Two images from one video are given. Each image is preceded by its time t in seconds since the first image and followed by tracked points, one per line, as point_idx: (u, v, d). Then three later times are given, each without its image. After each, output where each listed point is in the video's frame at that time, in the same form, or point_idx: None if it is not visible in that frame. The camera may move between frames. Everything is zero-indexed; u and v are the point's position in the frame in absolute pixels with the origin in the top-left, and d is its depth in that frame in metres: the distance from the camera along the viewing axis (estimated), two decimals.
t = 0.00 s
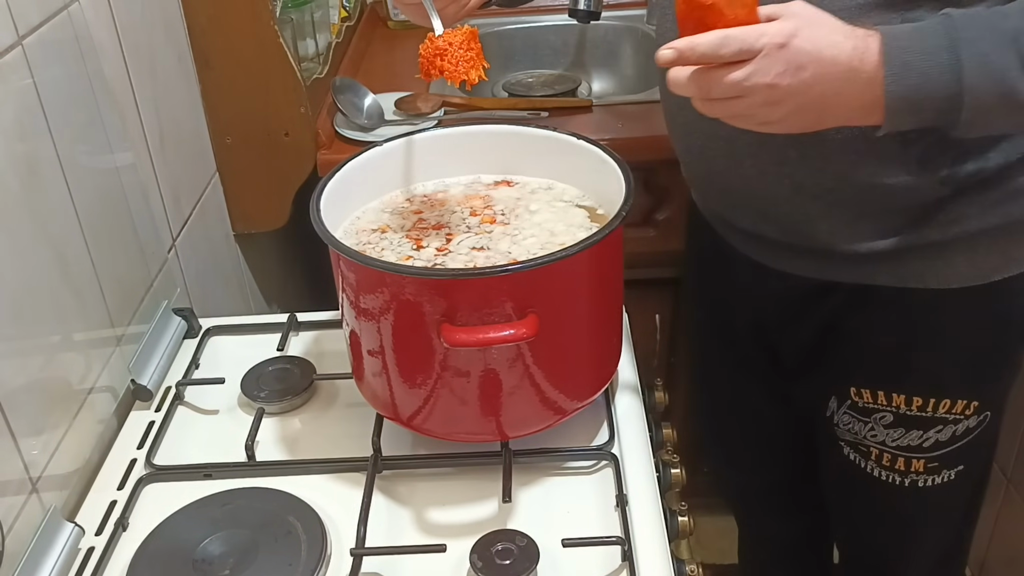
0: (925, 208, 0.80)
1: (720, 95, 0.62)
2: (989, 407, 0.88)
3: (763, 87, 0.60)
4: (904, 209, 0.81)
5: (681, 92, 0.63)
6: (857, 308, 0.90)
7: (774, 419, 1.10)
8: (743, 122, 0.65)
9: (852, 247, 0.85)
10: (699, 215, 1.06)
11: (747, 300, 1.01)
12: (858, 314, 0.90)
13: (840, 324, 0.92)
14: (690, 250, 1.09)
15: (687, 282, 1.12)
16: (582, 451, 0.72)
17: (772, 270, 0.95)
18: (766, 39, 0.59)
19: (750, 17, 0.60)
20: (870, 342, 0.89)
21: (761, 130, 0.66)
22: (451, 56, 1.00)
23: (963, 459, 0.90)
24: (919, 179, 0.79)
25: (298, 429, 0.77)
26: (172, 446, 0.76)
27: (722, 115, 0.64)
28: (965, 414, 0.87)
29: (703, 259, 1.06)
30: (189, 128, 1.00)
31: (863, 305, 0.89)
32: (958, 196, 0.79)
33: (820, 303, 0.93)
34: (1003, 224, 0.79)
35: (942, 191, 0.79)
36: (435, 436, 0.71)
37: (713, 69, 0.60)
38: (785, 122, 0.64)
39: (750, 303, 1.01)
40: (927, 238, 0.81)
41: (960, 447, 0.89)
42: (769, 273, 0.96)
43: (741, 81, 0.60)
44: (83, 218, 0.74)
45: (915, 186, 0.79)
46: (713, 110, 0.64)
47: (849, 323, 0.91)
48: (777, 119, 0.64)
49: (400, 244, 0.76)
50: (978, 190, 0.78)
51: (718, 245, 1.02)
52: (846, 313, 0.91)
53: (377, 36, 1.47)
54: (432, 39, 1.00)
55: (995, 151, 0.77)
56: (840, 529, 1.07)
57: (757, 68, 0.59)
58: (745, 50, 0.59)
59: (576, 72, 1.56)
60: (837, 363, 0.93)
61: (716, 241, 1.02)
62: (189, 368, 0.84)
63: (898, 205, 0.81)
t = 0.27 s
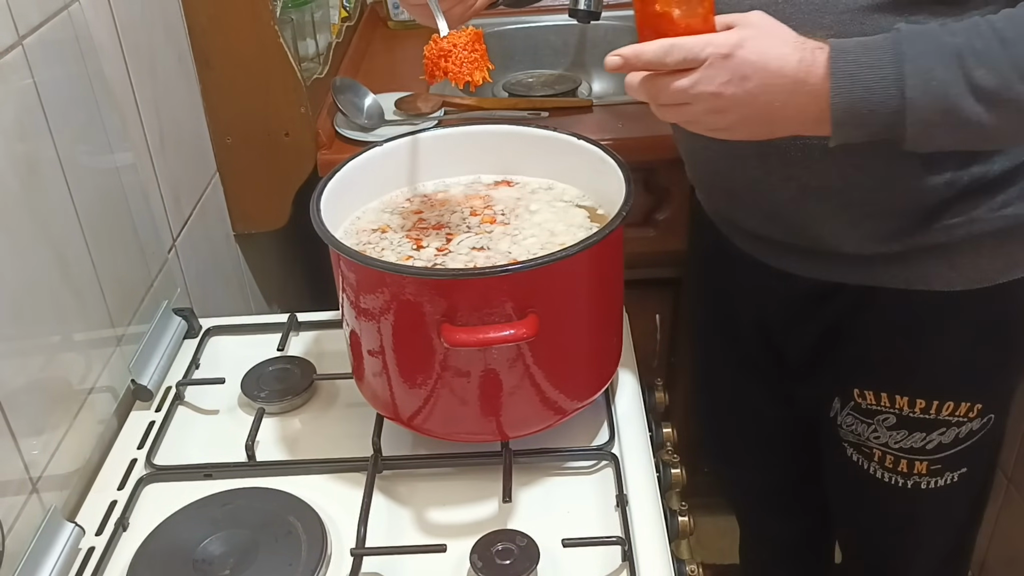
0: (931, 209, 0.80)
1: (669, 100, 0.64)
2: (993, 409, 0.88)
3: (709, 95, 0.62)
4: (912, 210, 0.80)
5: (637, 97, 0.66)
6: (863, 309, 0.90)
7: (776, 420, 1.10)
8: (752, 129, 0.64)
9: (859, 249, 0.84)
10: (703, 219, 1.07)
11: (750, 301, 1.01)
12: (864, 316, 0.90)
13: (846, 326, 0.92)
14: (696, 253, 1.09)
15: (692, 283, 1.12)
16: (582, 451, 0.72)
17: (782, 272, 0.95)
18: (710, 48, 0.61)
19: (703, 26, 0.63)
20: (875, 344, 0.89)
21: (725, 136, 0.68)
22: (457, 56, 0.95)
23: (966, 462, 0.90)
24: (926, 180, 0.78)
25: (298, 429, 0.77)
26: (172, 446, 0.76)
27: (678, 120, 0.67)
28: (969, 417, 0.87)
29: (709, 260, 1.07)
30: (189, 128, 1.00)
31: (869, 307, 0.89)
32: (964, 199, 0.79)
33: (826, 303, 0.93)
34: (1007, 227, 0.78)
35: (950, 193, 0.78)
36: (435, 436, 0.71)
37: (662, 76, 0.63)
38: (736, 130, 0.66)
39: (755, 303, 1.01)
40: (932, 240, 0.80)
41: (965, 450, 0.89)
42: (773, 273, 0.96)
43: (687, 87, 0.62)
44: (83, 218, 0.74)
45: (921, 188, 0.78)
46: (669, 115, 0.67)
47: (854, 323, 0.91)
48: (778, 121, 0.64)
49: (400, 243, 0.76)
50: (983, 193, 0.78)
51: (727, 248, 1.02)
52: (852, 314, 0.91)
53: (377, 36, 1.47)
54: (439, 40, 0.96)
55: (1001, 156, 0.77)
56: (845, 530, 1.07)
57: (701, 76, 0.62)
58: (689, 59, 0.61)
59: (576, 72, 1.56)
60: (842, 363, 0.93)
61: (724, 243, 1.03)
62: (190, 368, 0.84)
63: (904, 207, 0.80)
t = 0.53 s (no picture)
0: (931, 211, 0.79)
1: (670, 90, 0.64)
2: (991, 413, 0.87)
3: (710, 84, 0.63)
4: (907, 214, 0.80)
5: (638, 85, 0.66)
6: (865, 311, 0.90)
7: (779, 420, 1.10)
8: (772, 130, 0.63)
9: (857, 251, 0.84)
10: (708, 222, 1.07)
11: (751, 301, 1.01)
12: (865, 317, 0.90)
13: (845, 327, 0.92)
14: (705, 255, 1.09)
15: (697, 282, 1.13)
16: (582, 452, 0.72)
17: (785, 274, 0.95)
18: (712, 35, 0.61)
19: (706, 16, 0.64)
20: (875, 346, 0.89)
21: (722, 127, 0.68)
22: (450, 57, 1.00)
23: (965, 465, 0.90)
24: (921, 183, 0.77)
25: (298, 429, 0.77)
26: (172, 446, 0.76)
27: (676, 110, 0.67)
28: (967, 420, 0.87)
29: (713, 260, 1.07)
30: (189, 129, 1.00)
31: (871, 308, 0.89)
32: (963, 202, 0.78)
33: (827, 304, 0.93)
34: (1008, 230, 0.78)
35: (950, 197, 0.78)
36: (435, 437, 0.71)
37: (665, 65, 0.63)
38: (734, 120, 0.66)
39: (758, 304, 1.01)
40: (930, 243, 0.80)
41: (963, 452, 0.89)
42: (775, 274, 0.96)
43: (689, 75, 0.63)
44: (83, 218, 0.74)
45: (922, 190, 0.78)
46: (666, 104, 0.67)
47: (855, 324, 0.91)
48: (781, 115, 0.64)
49: (400, 243, 0.76)
50: (982, 196, 0.77)
51: (730, 250, 1.02)
52: (854, 314, 0.91)
53: (377, 36, 1.47)
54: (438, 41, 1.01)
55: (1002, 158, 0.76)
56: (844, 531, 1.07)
57: (704, 64, 0.62)
58: (691, 46, 0.62)
59: (576, 72, 1.56)
60: (844, 364, 0.93)
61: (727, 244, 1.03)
62: (190, 368, 0.84)
63: (904, 209, 0.79)
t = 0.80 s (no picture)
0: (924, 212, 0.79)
1: (728, 107, 0.62)
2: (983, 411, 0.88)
3: (772, 100, 0.61)
4: (902, 214, 0.80)
5: (689, 102, 0.63)
6: (860, 311, 0.89)
7: (785, 423, 1.09)
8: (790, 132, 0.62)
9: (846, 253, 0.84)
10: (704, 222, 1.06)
11: (748, 299, 1.01)
12: (861, 318, 0.89)
13: (839, 326, 0.92)
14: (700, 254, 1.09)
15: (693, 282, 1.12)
16: (583, 451, 0.72)
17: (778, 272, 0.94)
18: (771, 50, 0.59)
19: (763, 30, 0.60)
20: (870, 347, 0.89)
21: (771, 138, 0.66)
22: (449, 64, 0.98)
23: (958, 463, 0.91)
24: (916, 183, 0.78)
25: (298, 429, 0.77)
26: (173, 446, 0.76)
27: (732, 125, 0.64)
28: (958, 418, 0.88)
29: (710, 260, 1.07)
30: (190, 129, 1.00)
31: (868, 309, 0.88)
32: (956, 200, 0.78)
33: (823, 304, 0.93)
34: (1002, 229, 0.78)
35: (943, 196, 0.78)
36: (436, 437, 0.71)
37: (723, 82, 0.60)
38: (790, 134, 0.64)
39: (756, 304, 1.01)
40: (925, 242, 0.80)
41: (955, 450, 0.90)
42: (770, 274, 0.96)
43: (750, 92, 0.60)
44: (83, 219, 0.74)
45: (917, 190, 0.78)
46: (720, 121, 0.64)
47: (851, 325, 0.91)
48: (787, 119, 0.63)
49: (401, 243, 0.76)
50: (975, 195, 0.78)
51: (726, 250, 1.02)
52: (852, 315, 0.91)
53: (378, 36, 1.47)
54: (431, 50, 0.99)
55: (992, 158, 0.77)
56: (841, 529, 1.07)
57: (765, 81, 0.60)
58: (751, 62, 0.59)
59: (576, 72, 1.56)
60: (838, 365, 0.93)
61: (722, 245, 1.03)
62: (190, 368, 0.84)
63: (905, 210, 0.79)
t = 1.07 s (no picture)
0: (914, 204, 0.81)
1: (774, 109, 0.62)
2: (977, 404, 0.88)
3: (818, 99, 0.61)
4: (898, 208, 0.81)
5: (728, 107, 0.63)
6: (855, 307, 0.89)
7: (781, 419, 1.11)
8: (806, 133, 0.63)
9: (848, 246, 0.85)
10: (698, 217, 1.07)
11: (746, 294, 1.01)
12: (855, 313, 0.89)
13: (835, 320, 0.92)
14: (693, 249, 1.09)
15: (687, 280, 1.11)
16: (583, 452, 0.72)
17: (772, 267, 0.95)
18: (817, 50, 0.60)
19: (801, 31, 0.61)
20: (865, 344, 0.88)
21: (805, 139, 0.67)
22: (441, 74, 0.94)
23: (949, 456, 0.91)
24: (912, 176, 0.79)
25: (298, 429, 0.77)
26: (173, 446, 0.76)
27: (772, 126, 0.65)
28: (952, 410, 0.88)
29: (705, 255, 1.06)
30: (190, 128, 1.00)
31: (862, 304, 0.89)
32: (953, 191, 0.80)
33: (818, 300, 0.93)
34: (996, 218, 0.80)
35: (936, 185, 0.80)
36: (436, 437, 0.71)
37: (770, 85, 0.61)
38: (832, 133, 0.65)
39: (752, 302, 1.01)
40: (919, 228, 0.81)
41: (947, 442, 0.90)
42: (767, 267, 0.96)
43: (799, 93, 0.61)
44: (83, 219, 0.74)
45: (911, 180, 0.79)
46: (763, 124, 0.65)
47: (846, 323, 0.91)
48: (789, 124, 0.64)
49: (401, 243, 0.76)
50: (970, 185, 0.80)
51: (722, 245, 1.02)
52: (846, 312, 0.91)
53: (378, 36, 1.47)
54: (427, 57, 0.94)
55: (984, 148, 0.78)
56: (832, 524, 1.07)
57: (813, 80, 0.60)
58: (799, 63, 0.60)
59: (576, 72, 1.56)
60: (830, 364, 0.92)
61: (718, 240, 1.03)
62: (191, 368, 0.84)
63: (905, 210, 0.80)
